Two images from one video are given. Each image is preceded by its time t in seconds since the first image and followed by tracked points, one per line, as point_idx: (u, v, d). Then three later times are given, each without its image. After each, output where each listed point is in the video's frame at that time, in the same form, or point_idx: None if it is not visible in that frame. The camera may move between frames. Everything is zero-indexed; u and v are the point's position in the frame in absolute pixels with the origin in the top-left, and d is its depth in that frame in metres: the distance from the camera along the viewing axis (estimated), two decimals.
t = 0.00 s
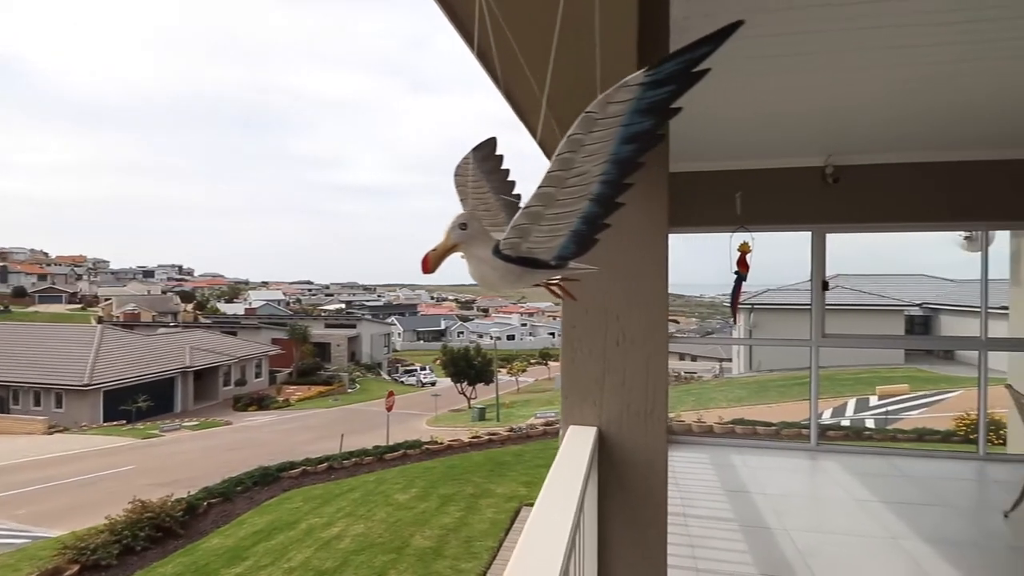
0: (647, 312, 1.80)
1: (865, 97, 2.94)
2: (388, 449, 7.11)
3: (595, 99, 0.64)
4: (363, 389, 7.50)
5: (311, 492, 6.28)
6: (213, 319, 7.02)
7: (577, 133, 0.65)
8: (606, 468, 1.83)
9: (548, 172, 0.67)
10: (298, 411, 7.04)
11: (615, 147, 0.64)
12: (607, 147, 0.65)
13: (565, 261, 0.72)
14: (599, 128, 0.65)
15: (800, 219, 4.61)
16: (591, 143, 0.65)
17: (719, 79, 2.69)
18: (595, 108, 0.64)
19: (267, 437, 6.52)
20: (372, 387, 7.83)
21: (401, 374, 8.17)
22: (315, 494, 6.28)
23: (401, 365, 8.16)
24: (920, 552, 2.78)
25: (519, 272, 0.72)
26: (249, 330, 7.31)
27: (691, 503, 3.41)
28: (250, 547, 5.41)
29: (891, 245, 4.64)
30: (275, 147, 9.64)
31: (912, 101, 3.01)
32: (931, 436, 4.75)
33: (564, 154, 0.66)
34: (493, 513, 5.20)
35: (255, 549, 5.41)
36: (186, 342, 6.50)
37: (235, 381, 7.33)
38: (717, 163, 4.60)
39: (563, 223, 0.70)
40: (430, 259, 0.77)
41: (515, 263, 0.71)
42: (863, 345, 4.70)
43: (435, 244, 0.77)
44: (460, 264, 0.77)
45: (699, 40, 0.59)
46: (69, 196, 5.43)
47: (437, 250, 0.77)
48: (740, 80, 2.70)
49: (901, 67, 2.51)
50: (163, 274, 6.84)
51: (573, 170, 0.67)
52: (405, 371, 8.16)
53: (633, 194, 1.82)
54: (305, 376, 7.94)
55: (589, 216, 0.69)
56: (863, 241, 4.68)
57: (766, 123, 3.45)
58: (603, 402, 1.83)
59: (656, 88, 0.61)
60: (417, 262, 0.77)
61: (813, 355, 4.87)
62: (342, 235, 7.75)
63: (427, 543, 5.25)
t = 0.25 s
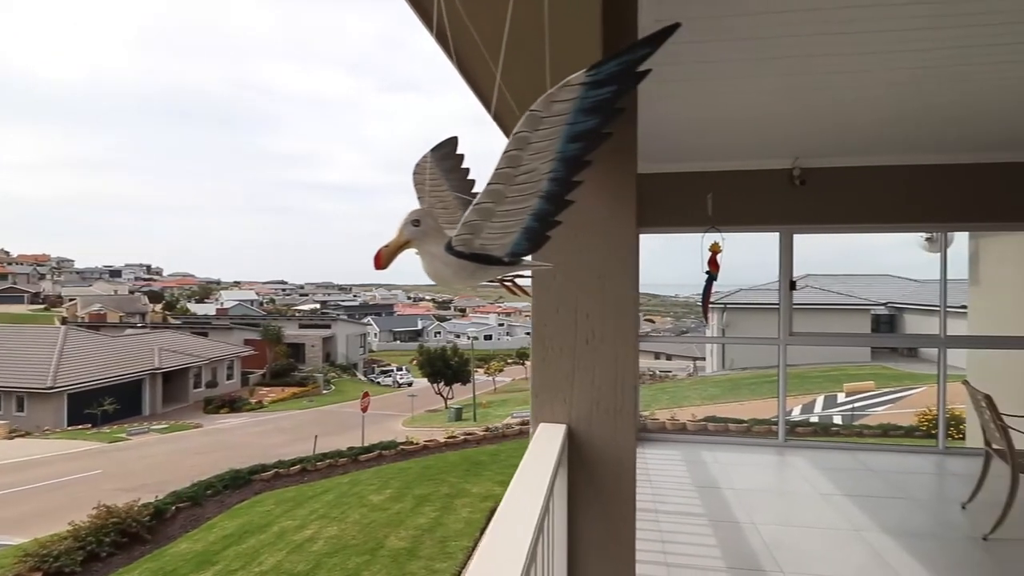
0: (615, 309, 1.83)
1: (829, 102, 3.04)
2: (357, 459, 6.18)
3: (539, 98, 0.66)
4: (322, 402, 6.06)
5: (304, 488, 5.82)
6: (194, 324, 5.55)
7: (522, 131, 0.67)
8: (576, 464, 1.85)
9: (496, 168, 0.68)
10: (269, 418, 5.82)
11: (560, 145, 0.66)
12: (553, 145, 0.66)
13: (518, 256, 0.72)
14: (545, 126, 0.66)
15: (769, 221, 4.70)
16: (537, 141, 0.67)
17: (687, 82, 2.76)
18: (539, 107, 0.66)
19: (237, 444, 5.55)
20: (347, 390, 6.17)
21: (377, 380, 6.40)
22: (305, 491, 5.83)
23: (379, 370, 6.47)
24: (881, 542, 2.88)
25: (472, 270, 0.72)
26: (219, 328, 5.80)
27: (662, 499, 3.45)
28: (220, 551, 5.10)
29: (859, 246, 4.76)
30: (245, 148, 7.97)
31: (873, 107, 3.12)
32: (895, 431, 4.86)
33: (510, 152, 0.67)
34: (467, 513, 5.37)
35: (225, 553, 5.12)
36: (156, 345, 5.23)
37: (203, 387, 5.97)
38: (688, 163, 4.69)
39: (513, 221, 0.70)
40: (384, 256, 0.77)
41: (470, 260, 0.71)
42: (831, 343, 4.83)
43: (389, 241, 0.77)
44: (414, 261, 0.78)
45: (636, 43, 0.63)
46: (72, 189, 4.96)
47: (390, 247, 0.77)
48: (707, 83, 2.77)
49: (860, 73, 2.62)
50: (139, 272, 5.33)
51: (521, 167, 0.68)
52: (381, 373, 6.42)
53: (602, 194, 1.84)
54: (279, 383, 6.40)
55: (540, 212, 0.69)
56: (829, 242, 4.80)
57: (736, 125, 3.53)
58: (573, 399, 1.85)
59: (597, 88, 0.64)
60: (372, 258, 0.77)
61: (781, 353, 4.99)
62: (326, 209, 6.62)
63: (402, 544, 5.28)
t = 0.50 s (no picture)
0: (585, 308, 1.85)
1: (795, 106, 3.12)
2: (331, 459, 4.65)
3: (487, 97, 0.67)
4: (294, 406, 4.49)
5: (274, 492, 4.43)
6: (163, 325, 4.31)
7: (470, 130, 0.67)
8: (548, 463, 1.87)
9: (447, 166, 0.68)
10: (246, 419, 4.53)
11: (508, 145, 0.67)
12: (501, 144, 0.67)
13: (473, 253, 0.72)
14: (493, 126, 0.67)
15: (740, 220, 4.78)
16: (486, 141, 0.68)
17: (657, 84, 2.82)
18: (487, 107, 0.66)
19: (216, 446, 4.43)
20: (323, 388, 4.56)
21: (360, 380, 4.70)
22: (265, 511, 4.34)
23: (360, 370, 4.70)
24: (845, 535, 2.96)
25: (427, 267, 0.71)
26: (184, 328, 4.38)
27: (636, 496, 3.49)
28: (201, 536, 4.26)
29: (828, 247, 4.89)
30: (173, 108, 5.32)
31: (838, 111, 3.22)
32: (862, 427, 5.00)
33: (460, 150, 0.67)
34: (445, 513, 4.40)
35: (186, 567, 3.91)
36: (127, 343, 4.21)
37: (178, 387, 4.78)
38: (658, 166, 4.77)
39: (466, 218, 0.70)
40: (336, 253, 0.77)
41: (425, 259, 0.70)
42: (799, 341, 4.95)
43: (343, 237, 0.76)
44: (370, 258, 0.77)
45: (580, 46, 0.64)
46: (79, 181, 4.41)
47: (344, 244, 0.76)
48: (677, 85, 2.82)
49: (823, 79, 2.70)
50: (110, 271, 4.11)
51: (472, 165, 0.68)
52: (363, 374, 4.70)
53: (571, 194, 1.86)
54: (251, 385, 4.77)
55: (491, 209, 0.69)
56: (798, 242, 4.92)
57: (706, 128, 3.60)
58: (544, 397, 1.86)
59: (542, 89, 0.64)
60: (324, 256, 0.76)
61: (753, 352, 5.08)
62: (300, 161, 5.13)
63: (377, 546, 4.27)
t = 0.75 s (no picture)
0: (556, 308, 1.87)
1: (763, 110, 3.20)
2: (300, 462, 3.65)
3: (435, 102, 0.68)
4: (267, 412, 3.43)
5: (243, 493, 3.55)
6: (131, 325, 3.06)
7: (420, 132, 0.68)
8: (518, 461, 1.88)
9: (398, 168, 0.69)
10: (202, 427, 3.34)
11: (459, 147, 0.68)
12: (452, 146, 0.68)
13: (427, 254, 0.71)
14: (442, 129, 0.69)
15: (713, 222, 4.90)
16: (436, 143, 0.69)
17: (629, 87, 2.86)
18: (436, 110, 0.68)
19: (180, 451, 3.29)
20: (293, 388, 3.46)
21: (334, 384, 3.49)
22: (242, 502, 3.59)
23: (336, 373, 3.54)
24: (811, 528, 3.04)
25: (380, 267, 0.71)
26: (158, 329, 3.24)
27: (610, 493, 3.52)
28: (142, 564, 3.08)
29: (797, 248, 5.03)
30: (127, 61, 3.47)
31: (804, 115, 3.30)
32: (831, 423, 5.11)
33: (410, 152, 0.68)
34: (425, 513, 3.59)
35: None
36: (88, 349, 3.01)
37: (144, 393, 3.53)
38: (633, 166, 4.84)
39: (421, 218, 0.70)
40: (289, 252, 0.76)
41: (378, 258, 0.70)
42: (771, 340, 5.03)
43: (296, 236, 0.75)
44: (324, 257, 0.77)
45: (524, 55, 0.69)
46: None
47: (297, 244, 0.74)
48: (648, 88, 2.88)
49: (791, 84, 2.78)
50: (74, 267, 2.87)
51: (423, 167, 0.69)
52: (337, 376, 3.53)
53: (540, 196, 1.88)
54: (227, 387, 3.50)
55: (444, 210, 0.69)
56: (768, 243, 5.02)
57: (680, 131, 3.66)
58: (515, 396, 1.88)
59: (490, 94, 0.67)
60: (277, 254, 0.76)
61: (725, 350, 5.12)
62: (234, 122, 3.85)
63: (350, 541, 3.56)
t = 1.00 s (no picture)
0: (527, 309, 1.89)
1: (730, 114, 3.27)
2: (255, 475, 3.56)
3: (384, 106, 0.70)
4: (239, 417, 3.12)
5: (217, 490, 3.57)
6: (97, 326, 2.33)
7: (370, 136, 0.70)
8: (489, 460, 1.90)
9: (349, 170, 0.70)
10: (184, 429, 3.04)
11: (410, 150, 0.71)
12: (403, 149, 0.71)
13: (382, 253, 0.73)
14: (391, 132, 0.71)
15: (685, 223, 5.00)
16: (387, 146, 0.71)
17: (600, 90, 2.90)
18: (385, 113, 0.70)
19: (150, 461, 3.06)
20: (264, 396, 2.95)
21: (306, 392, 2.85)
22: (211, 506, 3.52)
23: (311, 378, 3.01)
24: (777, 521, 3.12)
25: (335, 267, 0.72)
26: (126, 330, 2.46)
27: (584, 491, 3.57)
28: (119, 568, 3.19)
29: (768, 247, 5.11)
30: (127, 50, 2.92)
31: (769, 120, 3.39)
32: (801, 420, 5.24)
33: (361, 154, 0.69)
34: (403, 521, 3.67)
35: None
36: (54, 352, 2.42)
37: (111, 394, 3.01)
38: (609, 167, 4.90)
39: (375, 218, 0.72)
40: (242, 252, 0.74)
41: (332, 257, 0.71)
42: (742, 339, 5.13)
43: (248, 235, 0.74)
44: (277, 258, 0.76)
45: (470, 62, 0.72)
46: None
47: (252, 243, 0.74)
48: (618, 92, 2.93)
49: (759, 88, 2.85)
50: (36, 267, 2.18)
51: (374, 169, 0.71)
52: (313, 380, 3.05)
53: (510, 196, 1.90)
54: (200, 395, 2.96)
55: (398, 210, 0.72)
56: (739, 243, 5.11)
57: (652, 133, 3.72)
58: (486, 395, 1.89)
59: (438, 98, 0.70)
60: (229, 253, 0.74)
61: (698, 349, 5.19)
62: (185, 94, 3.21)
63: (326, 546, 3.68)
